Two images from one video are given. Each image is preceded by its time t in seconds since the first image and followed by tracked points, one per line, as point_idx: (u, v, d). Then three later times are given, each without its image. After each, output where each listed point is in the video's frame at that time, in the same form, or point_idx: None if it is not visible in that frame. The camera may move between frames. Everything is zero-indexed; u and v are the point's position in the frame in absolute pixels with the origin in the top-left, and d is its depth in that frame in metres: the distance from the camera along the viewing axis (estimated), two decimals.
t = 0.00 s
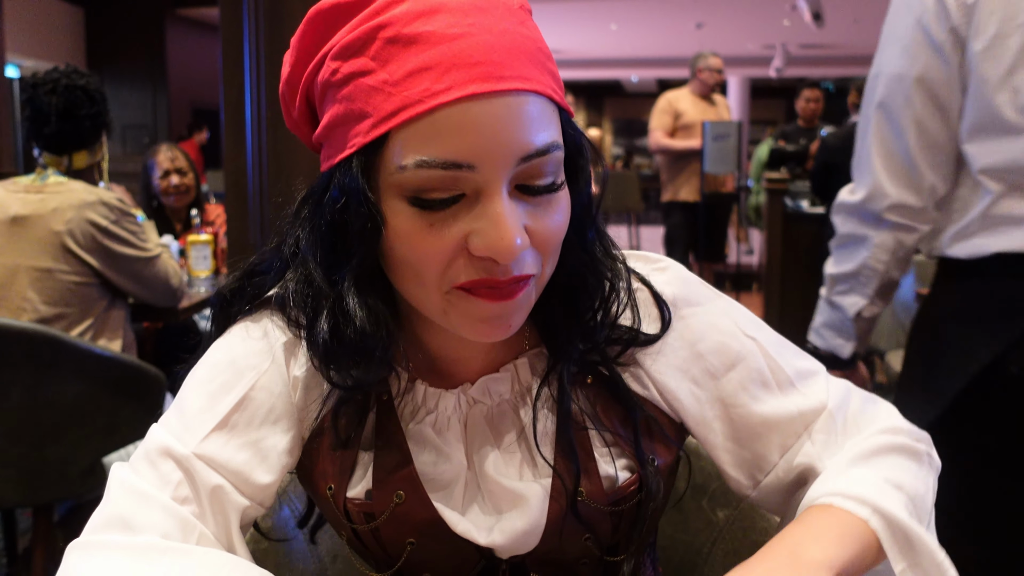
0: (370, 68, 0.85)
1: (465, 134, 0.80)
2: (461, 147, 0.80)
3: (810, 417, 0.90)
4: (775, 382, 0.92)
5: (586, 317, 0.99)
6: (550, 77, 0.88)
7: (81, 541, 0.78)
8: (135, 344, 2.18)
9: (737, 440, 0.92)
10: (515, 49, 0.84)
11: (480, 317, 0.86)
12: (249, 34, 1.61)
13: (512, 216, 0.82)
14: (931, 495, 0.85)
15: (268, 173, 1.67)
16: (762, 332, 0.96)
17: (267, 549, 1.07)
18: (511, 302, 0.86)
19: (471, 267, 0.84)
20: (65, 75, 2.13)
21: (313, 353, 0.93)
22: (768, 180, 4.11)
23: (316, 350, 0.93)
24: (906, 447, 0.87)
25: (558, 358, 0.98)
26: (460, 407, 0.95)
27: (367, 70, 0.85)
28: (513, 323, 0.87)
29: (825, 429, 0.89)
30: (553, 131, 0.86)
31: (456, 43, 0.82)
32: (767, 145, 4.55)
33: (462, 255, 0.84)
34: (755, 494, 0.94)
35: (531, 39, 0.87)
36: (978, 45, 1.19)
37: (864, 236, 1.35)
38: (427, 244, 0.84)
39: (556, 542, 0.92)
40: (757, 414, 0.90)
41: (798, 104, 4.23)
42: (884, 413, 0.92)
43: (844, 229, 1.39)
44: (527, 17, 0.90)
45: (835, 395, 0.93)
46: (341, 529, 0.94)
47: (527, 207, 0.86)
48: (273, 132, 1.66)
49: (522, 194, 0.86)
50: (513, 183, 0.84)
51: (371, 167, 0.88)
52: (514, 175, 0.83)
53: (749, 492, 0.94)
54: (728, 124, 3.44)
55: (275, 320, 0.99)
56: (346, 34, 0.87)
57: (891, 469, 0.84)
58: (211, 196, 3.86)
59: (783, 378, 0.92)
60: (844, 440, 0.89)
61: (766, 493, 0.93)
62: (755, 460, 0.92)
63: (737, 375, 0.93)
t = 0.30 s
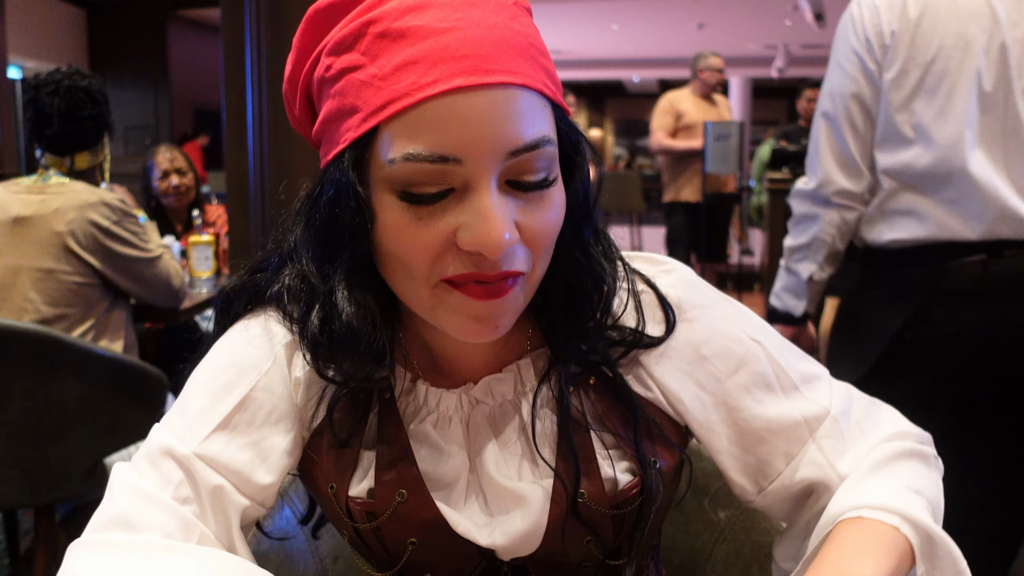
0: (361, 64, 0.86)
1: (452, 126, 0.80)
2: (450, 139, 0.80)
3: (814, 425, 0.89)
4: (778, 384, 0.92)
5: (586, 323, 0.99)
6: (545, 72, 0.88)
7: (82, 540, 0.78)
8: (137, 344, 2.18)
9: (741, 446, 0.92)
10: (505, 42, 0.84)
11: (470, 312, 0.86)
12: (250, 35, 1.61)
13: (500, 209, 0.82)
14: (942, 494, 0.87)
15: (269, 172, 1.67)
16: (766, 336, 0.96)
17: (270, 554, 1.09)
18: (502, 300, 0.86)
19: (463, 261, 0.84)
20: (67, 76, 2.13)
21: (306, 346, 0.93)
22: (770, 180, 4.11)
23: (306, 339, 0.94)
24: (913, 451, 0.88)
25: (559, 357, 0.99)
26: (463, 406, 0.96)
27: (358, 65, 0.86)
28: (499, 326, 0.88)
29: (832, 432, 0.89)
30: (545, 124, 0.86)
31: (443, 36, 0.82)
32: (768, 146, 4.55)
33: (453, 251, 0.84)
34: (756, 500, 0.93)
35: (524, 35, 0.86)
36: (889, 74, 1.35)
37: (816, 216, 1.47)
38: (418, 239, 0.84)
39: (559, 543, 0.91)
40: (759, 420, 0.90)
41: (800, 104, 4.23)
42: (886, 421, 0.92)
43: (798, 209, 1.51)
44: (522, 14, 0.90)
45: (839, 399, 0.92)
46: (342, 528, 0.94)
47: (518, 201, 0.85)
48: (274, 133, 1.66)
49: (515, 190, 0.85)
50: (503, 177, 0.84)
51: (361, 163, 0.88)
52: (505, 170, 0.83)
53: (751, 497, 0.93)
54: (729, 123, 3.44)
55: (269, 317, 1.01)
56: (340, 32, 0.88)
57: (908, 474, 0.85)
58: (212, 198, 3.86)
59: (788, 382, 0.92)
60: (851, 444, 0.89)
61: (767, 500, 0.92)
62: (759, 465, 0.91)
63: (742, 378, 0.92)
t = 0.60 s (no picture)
0: (357, 64, 0.86)
1: (448, 121, 0.80)
2: (447, 134, 0.80)
3: (791, 441, 0.89)
4: (758, 388, 0.92)
5: (586, 314, 0.99)
6: (542, 67, 0.88)
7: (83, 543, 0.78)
8: (138, 344, 2.18)
9: (715, 446, 0.94)
10: (500, 37, 0.83)
11: (473, 306, 0.87)
12: (251, 34, 1.61)
13: (499, 202, 0.82)
14: (924, 538, 0.84)
15: (270, 172, 1.67)
16: (754, 342, 0.97)
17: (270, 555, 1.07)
18: (507, 297, 0.87)
19: (461, 253, 0.84)
20: (68, 76, 2.13)
21: (313, 347, 0.93)
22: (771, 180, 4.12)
23: (309, 340, 0.94)
24: (893, 490, 0.85)
25: (561, 351, 0.98)
26: (468, 402, 0.95)
27: (354, 65, 0.86)
28: (507, 322, 0.88)
29: (808, 451, 0.88)
30: (542, 118, 0.85)
31: (436, 33, 0.82)
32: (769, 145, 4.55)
33: (453, 245, 0.84)
34: (728, 502, 0.95)
35: (519, 30, 0.86)
36: (840, 88, 1.63)
37: (779, 209, 1.75)
38: (417, 235, 0.84)
39: (565, 542, 0.91)
40: (734, 422, 0.92)
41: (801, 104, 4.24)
42: (865, 451, 0.90)
43: (763, 204, 1.78)
44: (516, 9, 0.90)
45: (825, 423, 0.91)
46: (349, 526, 0.94)
47: (517, 194, 0.85)
48: (275, 132, 1.66)
49: (512, 183, 0.85)
50: (501, 172, 0.84)
51: (360, 162, 0.89)
52: (501, 163, 0.83)
53: (723, 500, 0.96)
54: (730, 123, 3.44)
55: (273, 316, 1.01)
56: (335, 34, 0.89)
57: (888, 514, 0.83)
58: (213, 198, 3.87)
59: (771, 389, 0.92)
60: (828, 471, 0.88)
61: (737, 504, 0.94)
62: (731, 470, 0.93)
63: (722, 380, 0.93)
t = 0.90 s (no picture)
0: (333, 42, 0.90)
1: (409, 69, 0.82)
2: (409, 79, 0.82)
3: (727, 455, 0.83)
4: (707, 394, 0.87)
5: (571, 306, 0.97)
6: (517, 33, 0.90)
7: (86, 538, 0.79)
8: (139, 342, 2.18)
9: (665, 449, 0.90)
10: None
11: (452, 269, 0.85)
12: (251, 31, 1.61)
13: (468, 152, 0.83)
14: None
15: (270, 170, 1.67)
16: (720, 347, 0.90)
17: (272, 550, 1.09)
18: (486, 251, 0.85)
19: (437, 211, 0.84)
20: (68, 74, 2.13)
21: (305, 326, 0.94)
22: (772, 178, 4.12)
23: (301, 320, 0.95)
24: (820, 545, 0.76)
25: (547, 335, 0.99)
26: (464, 398, 0.96)
27: (331, 44, 0.90)
28: (490, 282, 0.85)
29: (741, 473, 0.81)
30: (513, 71, 0.87)
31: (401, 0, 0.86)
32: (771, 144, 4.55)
33: (428, 200, 0.84)
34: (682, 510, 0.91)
35: None
36: (771, 114, 1.91)
37: (730, 215, 1.98)
38: (392, 193, 0.86)
39: (563, 545, 0.91)
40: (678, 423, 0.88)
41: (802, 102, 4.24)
42: (808, 496, 0.81)
43: (717, 211, 2.01)
44: None
45: (776, 448, 0.84)
46: (347, 524, 0.94)
47: (489, 150, 0.86)
48: (274, 130, 1.66)
49: (487, 140, 0.86)
50: (470, 122, 0.85)
51: (341, 133, 0.92)
52: (470, 114, 0.85)
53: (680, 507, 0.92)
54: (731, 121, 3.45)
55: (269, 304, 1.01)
56: (314, 23, 0.94)
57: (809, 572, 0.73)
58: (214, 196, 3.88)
59: (718, 399, 0.86)
60: (760, 502, 0.80)
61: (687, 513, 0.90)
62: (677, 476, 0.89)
63: (675, 379, 0.89)
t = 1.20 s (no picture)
0: (331, 41, 0.90)
1: (404, 72, 0.82)
2: (404, 83, 0.82)
3: (742, 455, 0.85)
4: (718, 394, 0.89)
5: (571, 304, 0.97)
6: (516, 30, 0.89)
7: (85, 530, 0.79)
8: (139, 338, 2.18)
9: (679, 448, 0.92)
10: None
11: (448, 273, 0.86)
12: (252, 26, 1.61)
13: (464, 155, 0.83)
14: None
15: (270, 166, 1.67)
16: (728, 347, 0.92)
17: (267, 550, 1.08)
18: (488, 258, 0.86)
19: (433, 210, 0.84)
20: (68, 69, 2.13)
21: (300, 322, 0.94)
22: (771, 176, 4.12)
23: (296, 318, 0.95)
24: (828, 531, 0.79)
25: (549, 332, 0.97)
26: (466, 396, 0.95)
27: (330, 43, 0.90)
28: (491, 286, 0.86)
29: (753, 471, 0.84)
30: (510, 72, 0.86)
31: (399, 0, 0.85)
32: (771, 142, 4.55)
33: (424, 203, 0.85)
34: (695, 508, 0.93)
35: None
36: (745, 107, 2.31)
37: (697, 198, 2.46)
38: (385, 194, 0.86)
39: (560, 544, 0.92)
40: (689, 424, 0.89)
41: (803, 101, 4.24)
42: (821, 489, 0.84)
43: (688, 195, 2.49)
44: None
45: (785, 444, 0.86)
46: (350, 521, 0.95)
47: (484, 150, 0.86)
48: (274, 127, 1.66)
49: (484, 139, 0.86)
50: (467, 125, 0.85)
51: (339, 135, 0.92)
52: (466, 114, 0.85)
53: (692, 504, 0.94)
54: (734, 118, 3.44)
55: (268, 301, 1.00)
56: (314, 21, 0.94)
57: (826, 551, 0.76)
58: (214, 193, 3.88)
59: (731, 399, 0.88)
60: (772, 497, 0.83)
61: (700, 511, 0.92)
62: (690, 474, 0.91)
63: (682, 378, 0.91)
